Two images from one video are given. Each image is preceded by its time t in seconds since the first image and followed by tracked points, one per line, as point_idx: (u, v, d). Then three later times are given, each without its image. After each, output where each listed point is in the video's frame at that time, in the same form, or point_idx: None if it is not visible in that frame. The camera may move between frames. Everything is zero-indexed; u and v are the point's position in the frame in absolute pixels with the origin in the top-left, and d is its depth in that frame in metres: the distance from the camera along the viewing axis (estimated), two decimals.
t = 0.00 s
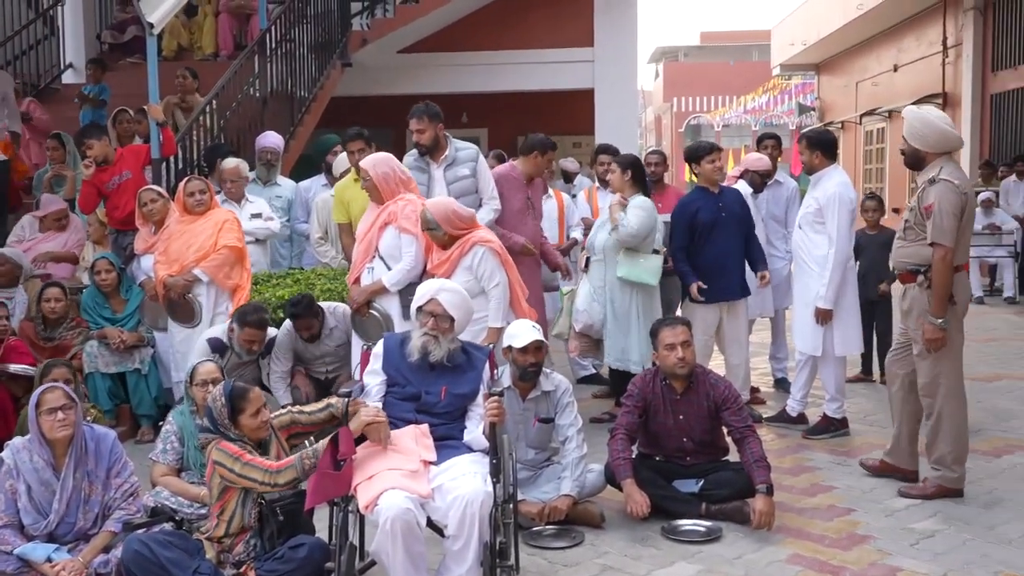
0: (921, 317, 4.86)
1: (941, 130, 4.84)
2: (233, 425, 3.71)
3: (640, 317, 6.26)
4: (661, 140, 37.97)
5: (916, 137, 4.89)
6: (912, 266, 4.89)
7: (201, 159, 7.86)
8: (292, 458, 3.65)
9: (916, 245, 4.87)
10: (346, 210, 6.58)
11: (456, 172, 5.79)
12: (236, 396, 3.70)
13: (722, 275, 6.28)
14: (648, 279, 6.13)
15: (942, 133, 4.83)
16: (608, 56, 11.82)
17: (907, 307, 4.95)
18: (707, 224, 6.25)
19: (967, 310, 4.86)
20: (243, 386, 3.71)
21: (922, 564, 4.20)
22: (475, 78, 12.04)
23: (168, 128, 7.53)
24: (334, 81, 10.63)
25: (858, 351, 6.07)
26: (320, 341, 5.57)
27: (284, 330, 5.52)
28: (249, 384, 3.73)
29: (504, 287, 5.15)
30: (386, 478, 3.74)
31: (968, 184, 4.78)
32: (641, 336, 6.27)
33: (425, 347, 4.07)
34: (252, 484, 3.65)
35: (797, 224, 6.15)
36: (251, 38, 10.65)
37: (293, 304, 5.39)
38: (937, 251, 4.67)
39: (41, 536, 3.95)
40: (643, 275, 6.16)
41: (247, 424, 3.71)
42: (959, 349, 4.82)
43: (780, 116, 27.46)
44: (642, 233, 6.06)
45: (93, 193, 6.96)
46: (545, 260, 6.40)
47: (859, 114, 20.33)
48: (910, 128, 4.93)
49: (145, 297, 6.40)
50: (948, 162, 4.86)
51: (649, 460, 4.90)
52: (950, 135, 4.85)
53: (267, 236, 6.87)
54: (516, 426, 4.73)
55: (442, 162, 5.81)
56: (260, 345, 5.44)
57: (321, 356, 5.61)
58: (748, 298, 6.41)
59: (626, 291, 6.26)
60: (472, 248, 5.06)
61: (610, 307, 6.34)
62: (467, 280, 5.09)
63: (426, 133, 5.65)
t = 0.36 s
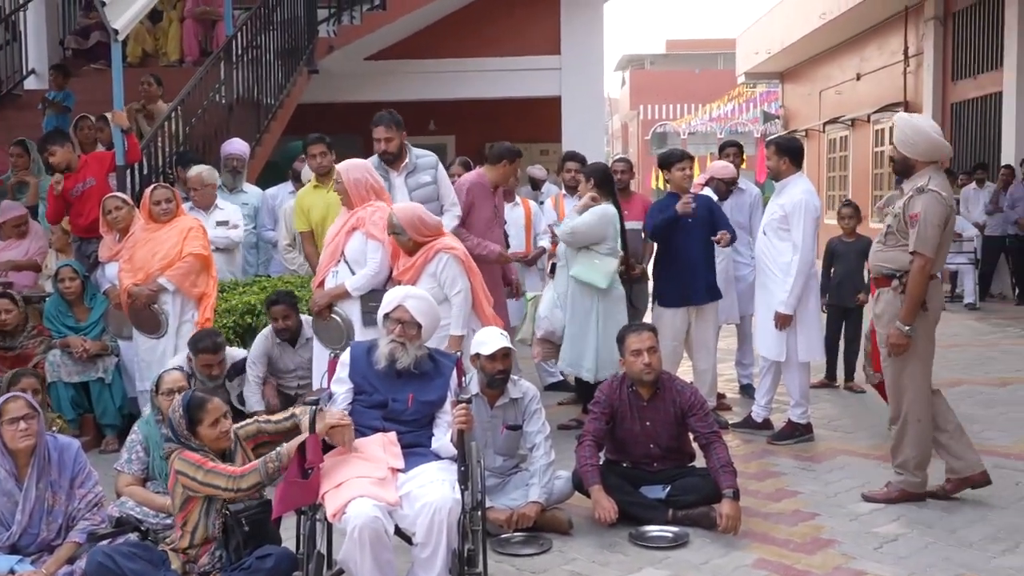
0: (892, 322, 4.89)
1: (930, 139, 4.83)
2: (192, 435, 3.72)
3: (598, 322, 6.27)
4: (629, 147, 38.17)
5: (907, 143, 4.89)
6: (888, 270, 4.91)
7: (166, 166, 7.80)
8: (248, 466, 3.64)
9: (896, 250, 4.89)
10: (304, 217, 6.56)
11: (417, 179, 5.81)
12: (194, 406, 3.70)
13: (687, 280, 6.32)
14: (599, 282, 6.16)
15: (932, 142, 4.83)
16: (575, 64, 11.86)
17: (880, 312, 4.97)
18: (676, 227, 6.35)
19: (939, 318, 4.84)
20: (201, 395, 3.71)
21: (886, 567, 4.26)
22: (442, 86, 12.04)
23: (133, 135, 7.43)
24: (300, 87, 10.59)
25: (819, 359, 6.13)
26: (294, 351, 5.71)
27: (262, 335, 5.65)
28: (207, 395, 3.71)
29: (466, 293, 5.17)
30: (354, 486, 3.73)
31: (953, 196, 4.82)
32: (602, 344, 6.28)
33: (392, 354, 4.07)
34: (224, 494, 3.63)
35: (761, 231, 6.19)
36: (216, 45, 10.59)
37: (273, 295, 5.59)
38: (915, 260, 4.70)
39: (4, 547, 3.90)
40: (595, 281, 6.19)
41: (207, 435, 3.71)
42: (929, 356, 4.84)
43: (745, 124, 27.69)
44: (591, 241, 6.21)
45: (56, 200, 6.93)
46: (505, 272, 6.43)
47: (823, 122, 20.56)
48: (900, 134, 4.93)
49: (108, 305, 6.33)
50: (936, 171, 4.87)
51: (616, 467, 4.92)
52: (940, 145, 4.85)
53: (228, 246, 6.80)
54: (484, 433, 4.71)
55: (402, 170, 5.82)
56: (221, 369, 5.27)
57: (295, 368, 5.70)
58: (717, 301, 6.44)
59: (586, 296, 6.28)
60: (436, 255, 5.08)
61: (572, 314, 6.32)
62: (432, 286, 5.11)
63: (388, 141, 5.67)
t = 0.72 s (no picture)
0: (892, 322, 4.87)
1: (925, 141, 4.85)
2: (168, 442, 3.67)
3: (567, 323, 6.32)
4: (605, 150, 38.31)
5: (903, 146, 4.90)
6: (889, 271, 4.90)
7: (140, 170, 7.76)
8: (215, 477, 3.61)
9: (897, 250, 4.88)
10: (276, 224, 6.55)
11: (399, 182, 5.87)
12: (170, 413, 3.66)
13: (661, 283, 6.36)
14: (574, 290, 6.19)
15: (928, 144, 4.85)
16: (550, 66, 11.89)
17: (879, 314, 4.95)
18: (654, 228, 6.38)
19: (939, 318, 4.85)
20: (177, 402, 3.68)
21: (860, 565, 4.30)
22: (418, 89, 12.04)
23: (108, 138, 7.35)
24: (275, 91, 10.56)
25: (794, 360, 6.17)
26: (273, 353, 5.71)
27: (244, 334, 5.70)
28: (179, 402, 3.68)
29: (445, 290, 5.14)
30: (332, 490, 3.73)
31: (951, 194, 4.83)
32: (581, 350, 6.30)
33: (369, 358, 4.07)
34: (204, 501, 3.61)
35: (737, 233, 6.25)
36: (190, 48, 10.55)
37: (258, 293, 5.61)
38: (918, 257, 4.69)
39: None
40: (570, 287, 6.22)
41: (183, 441, 3.67)
42: (929, 354, 4.85)
43: (720, 127, 27.86)
44: (572, 242, 6.14)
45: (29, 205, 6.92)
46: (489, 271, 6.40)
47: (796, 125, 20.71)
48: (896, 136, 4.94)
49: (83, 310, 6.29)
50: (933, 172, 4.90)
51: (594, 469, 4.94)
52: (937, 147, 4.86)
53: (202, 250, 6.81)
54: (462, 436, 4.73)
55: (383, 175, 5.87)
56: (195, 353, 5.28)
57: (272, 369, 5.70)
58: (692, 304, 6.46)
59: (557, 305, 6.33)
60: (422, 248, 5.09)
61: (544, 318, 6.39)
62: (414, 282, 5.09)
63: (380, 143, 5.69)
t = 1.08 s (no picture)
0: (888, 320, 4.81)
1: (899, 140, 4.83)
2: (121, 448, 3.58)
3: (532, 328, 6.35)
4: (567, 153, 38.46)
5: (875, 146, 4.87)
6: (878, 271, 4.86)
7: (99, 176, 7.69)
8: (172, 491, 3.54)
9: (884, 248, 4.85)
10: (236, 232, 6.50)
11: (378, 187, 5.81)
12: (123, 418, 3.56)
13: (625, 283, 6.37)
14: (539, 294, 6.23)
15: (902, 143, 4.83)
16: (511, 69, 11.89)
17: (866, 312, 4.90)
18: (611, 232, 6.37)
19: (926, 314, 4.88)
20: (131, 407, 3.56)
21: (822, 560, 4.35)
22: (380, 94, 12.01)
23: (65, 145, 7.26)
24: (234, 96, 10.49)
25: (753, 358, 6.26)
26: (236, 358, 5.65)
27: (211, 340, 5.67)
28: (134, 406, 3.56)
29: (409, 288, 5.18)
30: (296, 495, 3.72)
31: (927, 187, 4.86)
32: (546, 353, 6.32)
33: (334, 361, 4.06)
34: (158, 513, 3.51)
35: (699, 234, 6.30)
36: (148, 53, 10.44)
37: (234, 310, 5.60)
38: (908, 251, 4.70)
39: None
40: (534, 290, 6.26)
41: (135, 447, 3.57)
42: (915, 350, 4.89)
43: (680, 128, 28.07)
44: (540, 247, 6.21)
45: None
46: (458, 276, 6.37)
47: (755, 126, 20.91)
48: (869, 137, 4.91)
49: (42, 317, 6.22)
50: (908, 169, 4.88)
51: (559, 469, 4.96)
52: (908, 145, 4.85)
53: (161, 257, 6.74)
54: (426, 439, 4.75)
55: (362, 178, 5.81)
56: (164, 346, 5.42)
57: (234, 374, 5.63)
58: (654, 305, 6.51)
59: (523, 309, 6.36)
60: (390, 245, 5.14)
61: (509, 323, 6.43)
62: (380, 276, 5.12)
63: (369, 143, 5.70)
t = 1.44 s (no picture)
0: (869, 324, 4.71)
1: (887, 145, 4.75)
2: (78, 448, 3.61)
3: (517, 330, 6.36)
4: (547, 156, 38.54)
5: (863, 151, 4.80)
6: (861, 275, 4.76)
7: (75, 176, 7.63)
8: (116, 509, 3.57)
9: (869, 252, 4.74)
10: (215, 233, 6.44)
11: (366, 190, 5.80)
12: (81, 418, 3.61)
13: (604, 287, 6.40)
14: (520, 297, 6.23)
15: (890, 149, 4.76)
16: (491, 72, 11.88)
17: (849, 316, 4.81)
18: (588, 237, 6.38)
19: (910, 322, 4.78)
20: (91, 407, 3.62)
21: (797, 563, 4.37)
22: (359, 96, 11.99)
23: (40, 145, 7.21)
24: (212, 96, 10.44)
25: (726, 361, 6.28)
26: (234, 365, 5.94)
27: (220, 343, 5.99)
28: (92, 408, 3.62)
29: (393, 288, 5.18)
30: (271, 497, 3.70)
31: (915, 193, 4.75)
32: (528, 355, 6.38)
33: (312, 362, 4.04)
34: (94, 543, 3.51)
35: (679, 234, 6.34)
36: (125, 52, 10.38)
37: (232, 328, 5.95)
38: (891, 256, 4.58)
39: None
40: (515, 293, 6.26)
41: (90, 447, 3.59)
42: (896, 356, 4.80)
43: (660, 133, 28.20)
44: (520, 251, 6.19)
45: None
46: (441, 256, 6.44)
47: (733, 131, 21.01)
48: (857, 141, 4.84)
49: (15, 318, 6.18)
50: (895, 174, 4.80)
51: (536, 472, 4.96)
52: (897, 151, 4.79)
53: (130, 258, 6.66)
54: (402, 441, 4.74)
55: (349, 180, 5.79)
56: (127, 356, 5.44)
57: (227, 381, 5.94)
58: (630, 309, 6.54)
59: (506, 314, 6.36)
60: (375, 244, 5.14)
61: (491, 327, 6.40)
62: (363, 275, 5.12)
63: (361, 144, 5.69)
